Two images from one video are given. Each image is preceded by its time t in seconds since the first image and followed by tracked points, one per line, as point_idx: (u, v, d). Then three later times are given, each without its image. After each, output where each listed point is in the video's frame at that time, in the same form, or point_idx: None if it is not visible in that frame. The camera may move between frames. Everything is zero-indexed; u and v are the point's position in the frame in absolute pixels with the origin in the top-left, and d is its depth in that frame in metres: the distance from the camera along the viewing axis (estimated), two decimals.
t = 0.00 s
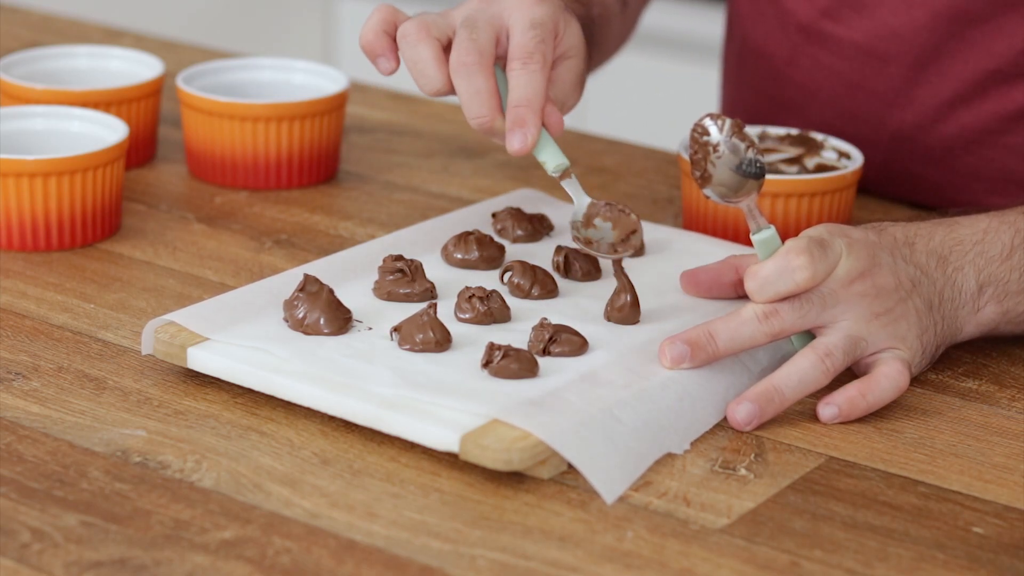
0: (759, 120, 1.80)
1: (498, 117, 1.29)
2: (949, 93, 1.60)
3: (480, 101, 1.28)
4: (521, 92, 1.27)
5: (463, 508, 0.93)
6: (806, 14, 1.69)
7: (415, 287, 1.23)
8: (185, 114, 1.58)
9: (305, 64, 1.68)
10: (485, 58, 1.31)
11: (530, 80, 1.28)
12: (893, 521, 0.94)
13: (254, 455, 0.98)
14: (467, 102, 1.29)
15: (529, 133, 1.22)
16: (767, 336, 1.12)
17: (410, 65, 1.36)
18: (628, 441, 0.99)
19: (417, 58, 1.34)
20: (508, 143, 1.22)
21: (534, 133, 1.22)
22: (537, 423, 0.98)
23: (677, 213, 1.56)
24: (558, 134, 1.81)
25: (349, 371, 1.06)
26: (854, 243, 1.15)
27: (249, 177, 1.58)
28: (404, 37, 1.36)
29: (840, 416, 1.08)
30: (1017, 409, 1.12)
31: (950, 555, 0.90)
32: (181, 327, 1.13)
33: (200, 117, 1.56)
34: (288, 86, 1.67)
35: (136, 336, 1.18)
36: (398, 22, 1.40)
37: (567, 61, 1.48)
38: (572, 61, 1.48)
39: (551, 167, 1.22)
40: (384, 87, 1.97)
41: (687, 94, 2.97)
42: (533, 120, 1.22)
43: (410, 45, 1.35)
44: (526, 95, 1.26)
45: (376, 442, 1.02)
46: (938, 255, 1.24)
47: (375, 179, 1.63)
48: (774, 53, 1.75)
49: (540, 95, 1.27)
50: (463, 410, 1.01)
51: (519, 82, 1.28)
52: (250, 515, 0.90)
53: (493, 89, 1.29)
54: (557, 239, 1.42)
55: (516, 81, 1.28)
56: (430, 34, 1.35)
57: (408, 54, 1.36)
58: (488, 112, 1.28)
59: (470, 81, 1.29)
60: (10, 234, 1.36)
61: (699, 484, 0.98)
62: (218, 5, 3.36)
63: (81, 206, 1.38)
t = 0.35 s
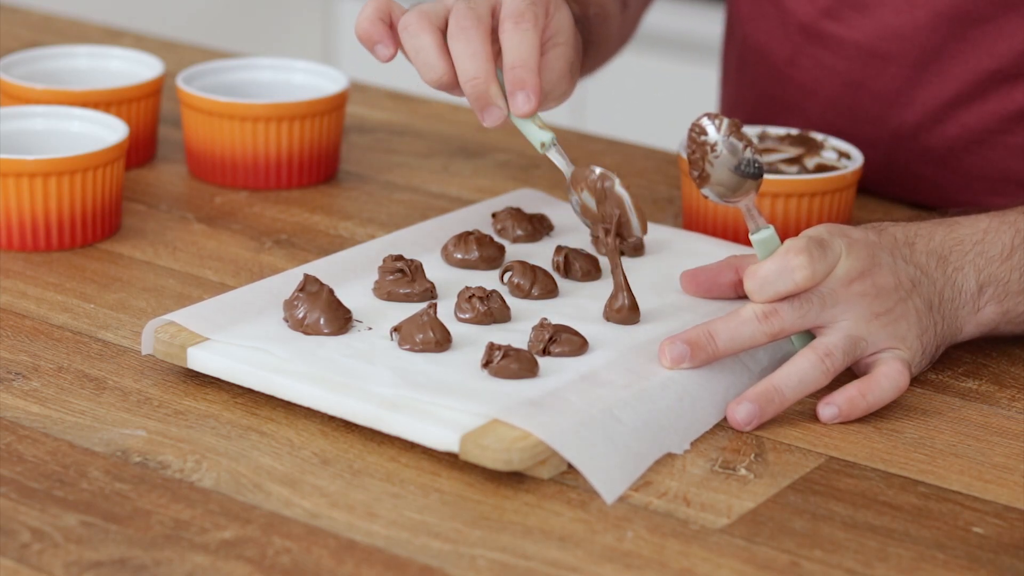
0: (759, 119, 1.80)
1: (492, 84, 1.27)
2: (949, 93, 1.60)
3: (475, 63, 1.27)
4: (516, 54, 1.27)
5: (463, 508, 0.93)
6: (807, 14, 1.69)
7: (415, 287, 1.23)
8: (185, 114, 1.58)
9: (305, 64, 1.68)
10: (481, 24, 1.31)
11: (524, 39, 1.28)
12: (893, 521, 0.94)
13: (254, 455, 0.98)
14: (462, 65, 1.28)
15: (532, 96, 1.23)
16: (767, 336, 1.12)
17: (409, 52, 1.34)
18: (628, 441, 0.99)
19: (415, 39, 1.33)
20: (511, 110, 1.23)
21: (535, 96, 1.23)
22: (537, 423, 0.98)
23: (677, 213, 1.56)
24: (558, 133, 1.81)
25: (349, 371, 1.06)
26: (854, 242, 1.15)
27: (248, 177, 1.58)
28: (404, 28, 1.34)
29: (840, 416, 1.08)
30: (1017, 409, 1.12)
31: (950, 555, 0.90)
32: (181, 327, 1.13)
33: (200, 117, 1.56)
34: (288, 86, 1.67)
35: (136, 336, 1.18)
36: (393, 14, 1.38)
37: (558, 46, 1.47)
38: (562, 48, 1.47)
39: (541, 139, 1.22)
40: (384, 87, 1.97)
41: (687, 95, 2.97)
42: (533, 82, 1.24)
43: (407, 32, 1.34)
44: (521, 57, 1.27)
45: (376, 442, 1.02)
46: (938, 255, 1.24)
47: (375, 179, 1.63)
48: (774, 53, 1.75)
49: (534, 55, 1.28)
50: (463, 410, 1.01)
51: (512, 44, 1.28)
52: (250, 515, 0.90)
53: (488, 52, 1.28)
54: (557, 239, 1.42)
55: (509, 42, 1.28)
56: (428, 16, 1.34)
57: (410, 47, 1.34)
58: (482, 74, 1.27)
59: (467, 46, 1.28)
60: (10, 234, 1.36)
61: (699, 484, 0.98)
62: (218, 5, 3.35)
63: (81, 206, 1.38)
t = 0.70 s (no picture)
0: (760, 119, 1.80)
1: (502, 50, 1.23)
2: (949, 94, 1.60)
3: (487, 27, 1.23)
4: (526, 28, 1.26)
5: (463, 508, 0.93)
6: (808, 14, 1.69)
7: (415, 287, 1.23)
8: (185, 114, 1.58)
9: (305, 64, 1.68)
10: None
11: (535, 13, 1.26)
12: (894, 522, 0.94)
13: (254, 455, 0.98)
14: (473, 28, 1.23)
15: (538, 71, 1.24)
16: (767, 336, 1.12)
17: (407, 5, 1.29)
18: (627, 440, 0.99)
19: None
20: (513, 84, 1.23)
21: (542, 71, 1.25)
22: (537, 423, 0.98)
23: (677, 213, 1.56)
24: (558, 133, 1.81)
25: (349, 371, 1.06)
26: (854, 242, 1.15)
27: (248, 177, 1.58)
28: None
29: (840, 416, 1.08)
30: (1017, 410, 1.12)
31: (950, 555, 0.90)
32: (181, 327, 1.13)
33: (200, 117, 1.56)
34: (288, 86, 1.67)
35: (136, 336, 1.18)
36: None
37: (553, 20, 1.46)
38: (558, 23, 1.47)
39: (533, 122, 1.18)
40: (384, 87, 1.97)
41: (687, 95, 2.97)
42: (542, 58, 1.25)
43: None
44: (532, 33, 1.26)
45: (375, 442, 1.02)
46: (938, 255, 1.24)
47: (375, 179, 1.63)
48: (775, 53, 1.75)
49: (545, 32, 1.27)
50: (463, 410, 1.01)
51: (523, 17, 1.26)
52: (250, 515, 0.90)
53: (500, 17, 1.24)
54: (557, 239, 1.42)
55: (517, 15, 1.26)
56: None
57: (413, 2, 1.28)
58: (491, 37, 1.23)
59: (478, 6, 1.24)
60: (10, 233, 1.36)
61: (699, 484, 0.98)
62: (218, 4, 3.35)
63: (81, 206, 1.38)
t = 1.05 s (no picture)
0: (761, 118, 1.80)
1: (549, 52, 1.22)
2: (949, 94, 1.60)
3: (541, 23, 1.21)
4: (572, 39, 1.26)
5: (463, 508, 0.93)
6: (809, 14, 1.69)
7: (415, 287, 1.22)
8: (185, 114, 1.58)
9: (305, 64, 1.68)
10: None
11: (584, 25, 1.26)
12: (894, 521, 0.94)
13: (254, 455, 0.98)
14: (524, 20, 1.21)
15: (572, 84, 1.26)
16: (766, 336, 1.12)
17: None
18: (627, 440, 0.99)
19: None
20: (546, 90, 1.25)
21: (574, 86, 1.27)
22: (537, 423, 0.98)
23: (677, 213, 1.56)
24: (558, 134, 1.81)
25: (349, 371, 1.06)
26: (854, 242, 1.15)
27: (248, 177, 1.58)
28: None
29: (840, 416, 1.08)
30: (1017, 409, 1.12)
31: (950, 555, 0.90)
32: (181, 327, 1.13)
33: (200, 117, 1.56)
34: (288, 86, 1.67)
35: (136, 336, 1.18)
36: None
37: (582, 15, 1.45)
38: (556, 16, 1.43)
39: (549, 136, 1.21)
40: (384, 87, 1.97)
41: (687, 95, 2.97)
42: (580, 70, 1.27)
43: None
44: (577, 45, 1.26)
45: (376, 442, 1.02)
46: (938, 255, 1.24)
47: (375, 179, 1.63)
48: (775, 53, 1.75)
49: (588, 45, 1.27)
50: (463, 410, 1.01)
51: (570, 27, 1.26)
52: (251, 515, 0.90)
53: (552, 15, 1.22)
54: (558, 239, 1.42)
55: (566, 23, 1.26)
56: None
57: None
58: (541, 35, 1.21)
59: None
60: (10, 234, 1.36)
61: (699, 484, 0.98)
62: (218, 4, 3.35)
63: (81, 206, 1.38)
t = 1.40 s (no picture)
0: (761, 118, 1.80)
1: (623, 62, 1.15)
2: (949, 94, 1.60)
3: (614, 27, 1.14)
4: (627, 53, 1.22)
5: (463, 508, 0.93)
6: (809, 14, 1.69)
7: (415, 287, 1.23)
8: (185, 114, 1.58)
9: (305, 64, 1.68)
10: None
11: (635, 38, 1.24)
12: (894, 521, 0.94)
13: (254, 455, 0.98)
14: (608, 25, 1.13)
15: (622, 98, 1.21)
16: (766, 336, 1.12)
17: None
18: (628, 440, 0.99)
19: None
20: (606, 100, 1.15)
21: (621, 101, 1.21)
22: (537, 423, 0.98)
23: (678, 213, 1.56)
24: (558, 134, 1.81)
25: (349, 371, 1.06)
26: (854, 242, 1.15)
27: (249, 177, 1.58)
28: None
29: (840, 416, 1.08)
30: (1017, 409, 1.12)
31: (950, 555, 0.90)
32: (181, 327, 1.13)
33: (200, 117, 1.56)
34: (288, 86, 1.67)
35: (136, 336, 1.18)
36: None
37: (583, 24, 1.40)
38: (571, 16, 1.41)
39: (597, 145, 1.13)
40: (384, 88, 1.97)
41: (687, 96, 2.97)
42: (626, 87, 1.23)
43: None
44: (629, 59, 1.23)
45: (375, 442, 1.02)
46: (938, 255, 1.24)
47: (375, 179, 1.63)
48: (776, 53, 1.75)
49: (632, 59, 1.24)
50: (463, 410, 1.01)
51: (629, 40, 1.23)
52: (250, 515, 0.90)
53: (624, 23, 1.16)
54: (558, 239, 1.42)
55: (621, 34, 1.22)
56: None
57: None
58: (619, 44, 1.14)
59: (614, 1, 1.14)
60: (10, 234, 1.36)
61: (699, 484, 0.98)
62: (217, 4, 3.35)
63: (82, 206, 1.38)
